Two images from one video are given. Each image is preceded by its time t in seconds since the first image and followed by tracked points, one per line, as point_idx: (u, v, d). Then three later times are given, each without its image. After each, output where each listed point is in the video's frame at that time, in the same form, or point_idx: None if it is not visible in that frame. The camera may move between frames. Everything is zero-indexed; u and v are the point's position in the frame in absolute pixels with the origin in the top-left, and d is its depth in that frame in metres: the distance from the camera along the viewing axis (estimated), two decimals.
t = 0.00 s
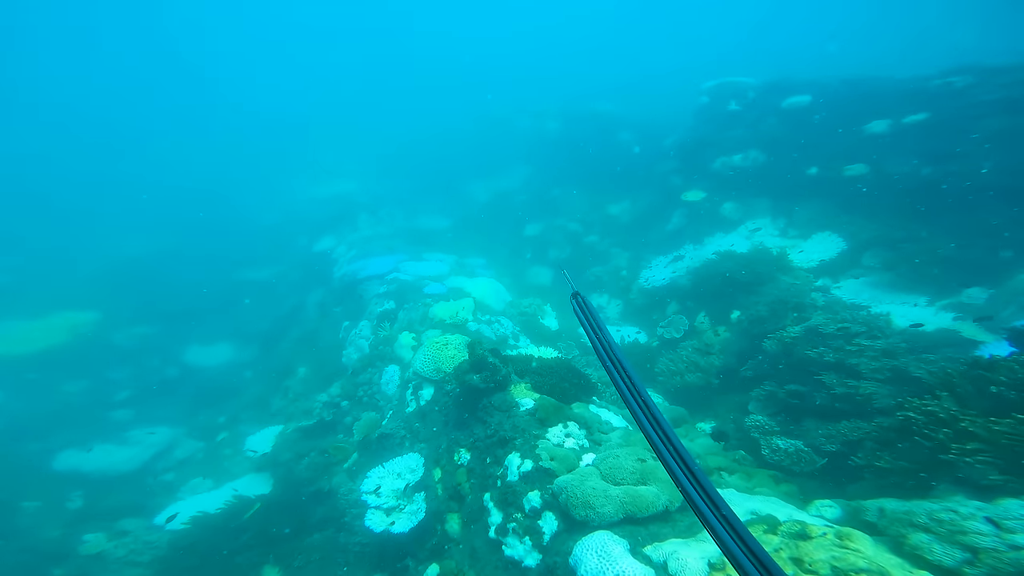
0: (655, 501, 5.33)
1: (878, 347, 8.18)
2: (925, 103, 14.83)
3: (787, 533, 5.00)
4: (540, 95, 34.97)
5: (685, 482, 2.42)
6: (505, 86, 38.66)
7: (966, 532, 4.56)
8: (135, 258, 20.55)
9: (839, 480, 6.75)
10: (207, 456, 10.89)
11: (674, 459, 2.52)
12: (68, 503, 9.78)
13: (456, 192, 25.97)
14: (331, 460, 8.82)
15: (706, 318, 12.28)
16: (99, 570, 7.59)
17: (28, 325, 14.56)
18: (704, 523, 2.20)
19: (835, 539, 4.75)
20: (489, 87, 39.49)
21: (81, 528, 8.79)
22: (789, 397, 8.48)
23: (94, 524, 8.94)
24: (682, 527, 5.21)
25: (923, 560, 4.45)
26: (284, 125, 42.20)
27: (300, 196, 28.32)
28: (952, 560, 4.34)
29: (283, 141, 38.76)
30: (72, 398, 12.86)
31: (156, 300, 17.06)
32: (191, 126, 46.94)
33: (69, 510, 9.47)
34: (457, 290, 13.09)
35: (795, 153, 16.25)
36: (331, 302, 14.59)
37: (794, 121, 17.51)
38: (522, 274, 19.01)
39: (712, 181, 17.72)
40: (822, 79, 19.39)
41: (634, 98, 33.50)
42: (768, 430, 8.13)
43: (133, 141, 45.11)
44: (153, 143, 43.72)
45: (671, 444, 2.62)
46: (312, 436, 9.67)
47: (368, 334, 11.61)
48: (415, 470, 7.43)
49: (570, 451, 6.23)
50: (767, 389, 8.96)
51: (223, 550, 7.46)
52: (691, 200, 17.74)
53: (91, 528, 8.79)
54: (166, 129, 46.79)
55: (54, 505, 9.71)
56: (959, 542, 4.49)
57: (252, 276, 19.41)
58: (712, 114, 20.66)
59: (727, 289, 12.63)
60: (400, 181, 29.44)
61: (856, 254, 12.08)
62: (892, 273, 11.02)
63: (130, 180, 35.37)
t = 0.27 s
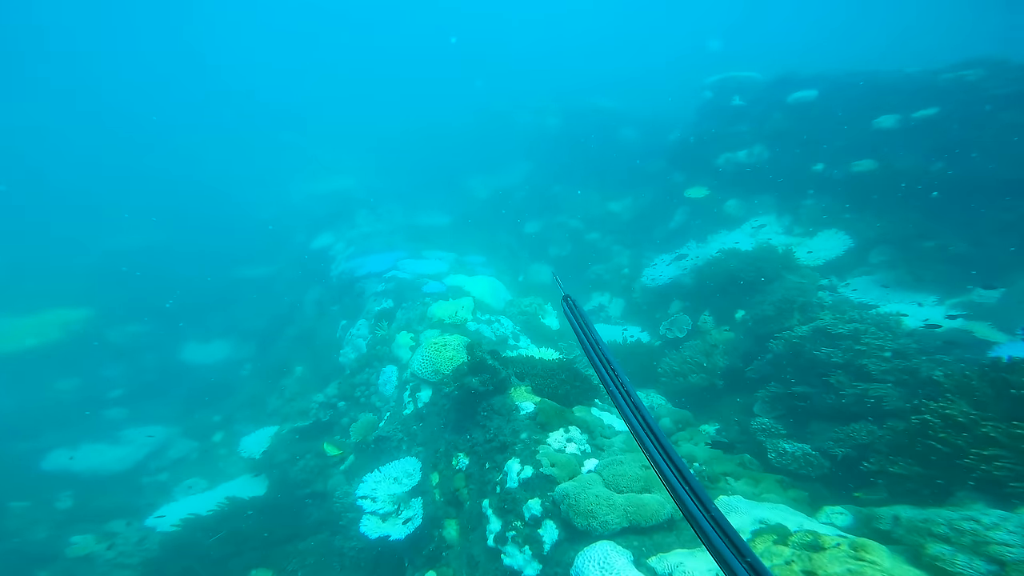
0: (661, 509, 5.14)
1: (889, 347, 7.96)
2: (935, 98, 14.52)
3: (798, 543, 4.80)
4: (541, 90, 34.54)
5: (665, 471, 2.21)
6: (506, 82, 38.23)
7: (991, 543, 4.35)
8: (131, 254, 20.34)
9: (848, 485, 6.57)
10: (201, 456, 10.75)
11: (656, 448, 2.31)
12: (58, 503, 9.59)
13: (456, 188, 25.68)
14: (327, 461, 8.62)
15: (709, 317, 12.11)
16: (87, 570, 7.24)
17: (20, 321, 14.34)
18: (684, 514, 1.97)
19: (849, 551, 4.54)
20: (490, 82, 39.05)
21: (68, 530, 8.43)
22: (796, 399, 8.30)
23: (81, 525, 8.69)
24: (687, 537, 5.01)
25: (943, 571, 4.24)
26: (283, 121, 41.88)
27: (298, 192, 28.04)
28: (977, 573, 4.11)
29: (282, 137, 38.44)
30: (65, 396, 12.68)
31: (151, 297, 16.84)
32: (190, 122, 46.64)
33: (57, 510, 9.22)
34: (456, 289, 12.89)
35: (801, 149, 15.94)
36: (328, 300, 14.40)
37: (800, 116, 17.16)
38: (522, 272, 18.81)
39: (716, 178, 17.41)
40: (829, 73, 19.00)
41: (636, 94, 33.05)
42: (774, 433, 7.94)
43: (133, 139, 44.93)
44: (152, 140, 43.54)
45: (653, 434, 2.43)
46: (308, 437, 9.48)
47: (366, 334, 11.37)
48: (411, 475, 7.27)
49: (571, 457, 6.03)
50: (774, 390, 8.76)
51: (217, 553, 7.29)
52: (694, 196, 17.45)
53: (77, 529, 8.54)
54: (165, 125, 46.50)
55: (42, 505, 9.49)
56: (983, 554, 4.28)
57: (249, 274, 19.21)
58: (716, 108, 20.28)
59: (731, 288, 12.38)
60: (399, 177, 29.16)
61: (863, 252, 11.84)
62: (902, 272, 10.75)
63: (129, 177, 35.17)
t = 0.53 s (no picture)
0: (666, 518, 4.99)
1: (900, 348, 7.73)
2: (945, 93, 14.22)
3: (810, 555, 4.60)
4: (542, 86, 34.15)
5: (655, 474, 2.14)
6: (506, 78, 37.84)
7: (1016, 555, 4.14)
8: (129, 251, 20.21)
9: (859, 492, 6.41)
10: (197, 456, 10.63)
11: (645, 452, 2.26)
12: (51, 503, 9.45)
13: (456, 185, 25.43)
14: (325, 462, 8.46)
15: (714, 317, 11.90)
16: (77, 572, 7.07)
17: (16, 318, 14.24)
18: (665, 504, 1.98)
19: (864, 564, 4.34)
20: (490, 78, 38.66)
21: (57, 531, 8.21)
22: (803, 401, 8.10)
23: (71, 527, 8.51)
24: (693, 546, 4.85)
25: None
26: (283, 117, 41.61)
27: (297, 189, 27.81)
28: None
29: (282, 133, 38.20)
30: (60, 394, 12.55)
31: (148, 295, 16.74)
32: (190, 120, 46.50)
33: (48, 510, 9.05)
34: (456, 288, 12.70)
35: (808, 145, 15.65)
36: (327, 298, 14.24)
37: (807, 111, 16.84)
38: (523, 270, 18.60)
39: (720, 174, 17.12)
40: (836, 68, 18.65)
41: (638, 89, 32.65)
42: (780, 437, 7.67)
43: (134, 137, 44.89)
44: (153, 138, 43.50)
45: (644, 437, 2.39)
46: (305, 439, 9.32)
47: (364, 333, 11.19)
48: (409, 478, 7.00)
49: (573, 462, 5.86)
50: (780, 392, 8.54)
51: (209, 554, 7.16)
52: (698, 193, 17.16)
53: (67, 529, 8.37)
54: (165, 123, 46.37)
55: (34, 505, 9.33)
56: (1009, 566, 4.06)
57: (248, 271, 19.07)
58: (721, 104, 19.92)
59: (736, 287, 12.14)
60: (399, 174, 28.91)
61: (870, 251, 11.62)
62: (912, 272, 10.51)
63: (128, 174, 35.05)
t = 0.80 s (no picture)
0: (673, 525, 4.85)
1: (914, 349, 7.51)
2: (960, 87, 13.85)
3: (823, 566, 4.38)
4: (545, 81, 33.74)
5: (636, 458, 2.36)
6: (509, 73, 37.41)
7: None
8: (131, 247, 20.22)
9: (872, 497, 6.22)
10: (196, 455, 10.57)
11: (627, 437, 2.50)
12: (48, 501, 9.40)
13: (458, 181, 25.19)
14: (323, 462, 8.31)
15: (720, 316, 11.63)
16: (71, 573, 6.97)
17: (16, 315, 14.26)
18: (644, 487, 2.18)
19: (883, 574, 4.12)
20: (493, 73, 38.25)
21: (52, 532, 8.23)
22: (813, 403, 7.90)
23: (67, 527, 8.42)
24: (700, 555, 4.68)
25: None
26: (285, 113, 41.44)
27: (298, 185, 27.67)
28: None
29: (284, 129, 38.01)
30: (59, 391, 12.52)
31: (149, 293, 16.74)
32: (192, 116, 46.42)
33: (45, 509, 8.99)
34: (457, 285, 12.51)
35: (817, 140, 15.32)
36: (327, 295, 14.09)
37: (816, 106, 16.47)
38: (525, 267, 18.42)
39: (726, 170, 16.82)
40: (847, 62, 18.23)
41: (643, 84, 32.16)
42: (789, 440, 7.49)
43: (136, 134, 44.93)
44: (156, 134, 43.49)
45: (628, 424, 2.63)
46: (303, 438, 9.21)
47: (364, 331, 11.05)
48: (408, 482, 6.84)
49: (576, 466, 5.69)
50: (789, 393, 8.33)
51: (205, 555, 7.08)
52: (704, 189, 16.87)
53: (65, 530, 8.33)
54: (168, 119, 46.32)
55: (31, 504, 9.28)
56: None
57: (248, 267, 18.98)
58: (727, 98, 19.54)
59: (742, 286, 11.92)
60: (401, 170, 28.69)
61: (881, 249, 11.36)
62: (925, 269, 10.21)
63: (131, 171, 35.07)
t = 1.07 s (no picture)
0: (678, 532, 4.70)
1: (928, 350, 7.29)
2: (973, 83, 13.54)
3: None
4: (548, 78, 33.48)
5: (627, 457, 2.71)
6: (512, 70, 37.16)
7: None
8: (133, 245, 20.20)
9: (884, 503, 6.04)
10: (196, 454, 10.51)
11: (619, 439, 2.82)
12: (48, 500, 9.36)
13: (460, 178, 25.02)
14: (323, 463, 8.20)
15: (725, 315, 11.41)
16: None
17: (18, 313, 14.26)
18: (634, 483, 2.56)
19: None
20: (496, 70, 37.99)
21: (51, 532, 8.19)
22: (823, 405, 7.72)
23: (66, 528, 8.37)
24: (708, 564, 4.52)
25: None
26: (288, 111, 41.41)
27: (300, 182, 27.58)
28: None
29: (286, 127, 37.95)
30: (60, 390, 12.52)
31: (151, 291, 16.72)
32: (195, 114, 46.47)
33: (45, 509, 8.95)
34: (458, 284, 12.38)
35: (825, 137, 15.04)
36: (328, 293, 13.99)
37: (825, 102, 16.17)
38: (528, 266, 18.26)
39: (732, 168, 16.58)
40: (856, 57, 17.90)
41: (647, 81, 31.83)
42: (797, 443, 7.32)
43: (140, 132, 45.06)
44: (159, 132, 43.61)
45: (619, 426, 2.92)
46: (303, 439, 9.10)
47: (364, 330, 10.95)
48: (406, 486, 6.68)
49: (577, 471, 5.55)
50: (797, 395, 8.16)
51: (201, 557, 6.98)
52: (709, 187, 16.63)
53: (64, 530, 8.28)
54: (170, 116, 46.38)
55: (30, 503, 9.25)
56: None
57: (249, 265, 18.94)
58: (733, 95, 19.27)
59: (748, 285, 11.71)
60: (403, 168, 28.55)
61: (892, 248, 11.11)
62: (937, 269, 9.97)
63: (135, 170, 35.21)
